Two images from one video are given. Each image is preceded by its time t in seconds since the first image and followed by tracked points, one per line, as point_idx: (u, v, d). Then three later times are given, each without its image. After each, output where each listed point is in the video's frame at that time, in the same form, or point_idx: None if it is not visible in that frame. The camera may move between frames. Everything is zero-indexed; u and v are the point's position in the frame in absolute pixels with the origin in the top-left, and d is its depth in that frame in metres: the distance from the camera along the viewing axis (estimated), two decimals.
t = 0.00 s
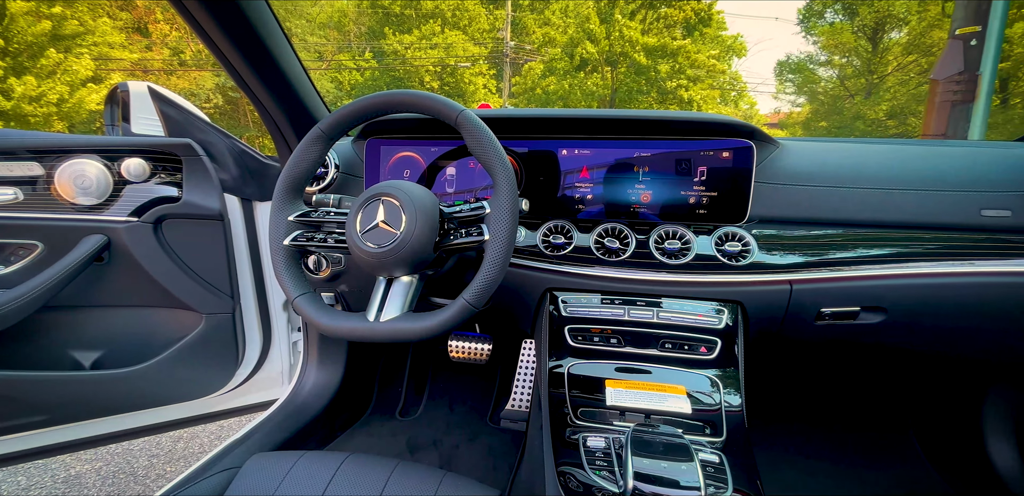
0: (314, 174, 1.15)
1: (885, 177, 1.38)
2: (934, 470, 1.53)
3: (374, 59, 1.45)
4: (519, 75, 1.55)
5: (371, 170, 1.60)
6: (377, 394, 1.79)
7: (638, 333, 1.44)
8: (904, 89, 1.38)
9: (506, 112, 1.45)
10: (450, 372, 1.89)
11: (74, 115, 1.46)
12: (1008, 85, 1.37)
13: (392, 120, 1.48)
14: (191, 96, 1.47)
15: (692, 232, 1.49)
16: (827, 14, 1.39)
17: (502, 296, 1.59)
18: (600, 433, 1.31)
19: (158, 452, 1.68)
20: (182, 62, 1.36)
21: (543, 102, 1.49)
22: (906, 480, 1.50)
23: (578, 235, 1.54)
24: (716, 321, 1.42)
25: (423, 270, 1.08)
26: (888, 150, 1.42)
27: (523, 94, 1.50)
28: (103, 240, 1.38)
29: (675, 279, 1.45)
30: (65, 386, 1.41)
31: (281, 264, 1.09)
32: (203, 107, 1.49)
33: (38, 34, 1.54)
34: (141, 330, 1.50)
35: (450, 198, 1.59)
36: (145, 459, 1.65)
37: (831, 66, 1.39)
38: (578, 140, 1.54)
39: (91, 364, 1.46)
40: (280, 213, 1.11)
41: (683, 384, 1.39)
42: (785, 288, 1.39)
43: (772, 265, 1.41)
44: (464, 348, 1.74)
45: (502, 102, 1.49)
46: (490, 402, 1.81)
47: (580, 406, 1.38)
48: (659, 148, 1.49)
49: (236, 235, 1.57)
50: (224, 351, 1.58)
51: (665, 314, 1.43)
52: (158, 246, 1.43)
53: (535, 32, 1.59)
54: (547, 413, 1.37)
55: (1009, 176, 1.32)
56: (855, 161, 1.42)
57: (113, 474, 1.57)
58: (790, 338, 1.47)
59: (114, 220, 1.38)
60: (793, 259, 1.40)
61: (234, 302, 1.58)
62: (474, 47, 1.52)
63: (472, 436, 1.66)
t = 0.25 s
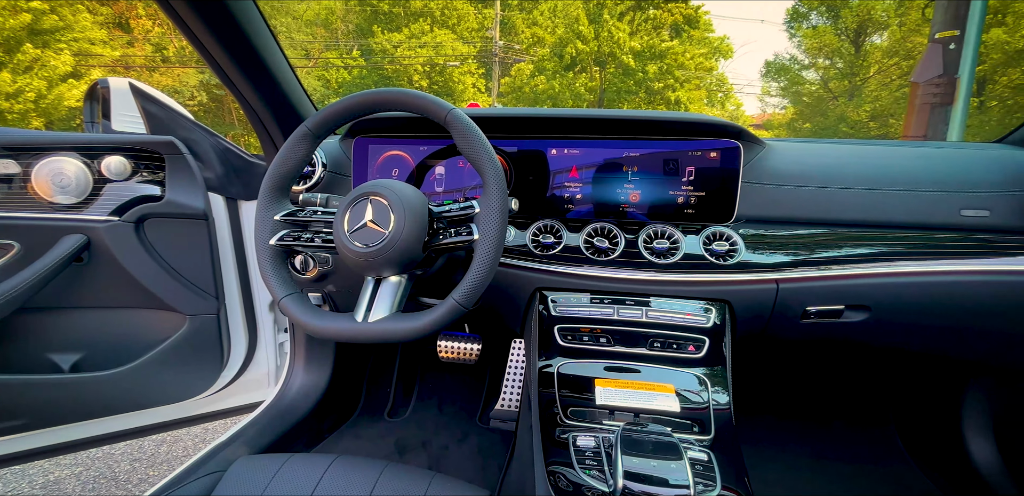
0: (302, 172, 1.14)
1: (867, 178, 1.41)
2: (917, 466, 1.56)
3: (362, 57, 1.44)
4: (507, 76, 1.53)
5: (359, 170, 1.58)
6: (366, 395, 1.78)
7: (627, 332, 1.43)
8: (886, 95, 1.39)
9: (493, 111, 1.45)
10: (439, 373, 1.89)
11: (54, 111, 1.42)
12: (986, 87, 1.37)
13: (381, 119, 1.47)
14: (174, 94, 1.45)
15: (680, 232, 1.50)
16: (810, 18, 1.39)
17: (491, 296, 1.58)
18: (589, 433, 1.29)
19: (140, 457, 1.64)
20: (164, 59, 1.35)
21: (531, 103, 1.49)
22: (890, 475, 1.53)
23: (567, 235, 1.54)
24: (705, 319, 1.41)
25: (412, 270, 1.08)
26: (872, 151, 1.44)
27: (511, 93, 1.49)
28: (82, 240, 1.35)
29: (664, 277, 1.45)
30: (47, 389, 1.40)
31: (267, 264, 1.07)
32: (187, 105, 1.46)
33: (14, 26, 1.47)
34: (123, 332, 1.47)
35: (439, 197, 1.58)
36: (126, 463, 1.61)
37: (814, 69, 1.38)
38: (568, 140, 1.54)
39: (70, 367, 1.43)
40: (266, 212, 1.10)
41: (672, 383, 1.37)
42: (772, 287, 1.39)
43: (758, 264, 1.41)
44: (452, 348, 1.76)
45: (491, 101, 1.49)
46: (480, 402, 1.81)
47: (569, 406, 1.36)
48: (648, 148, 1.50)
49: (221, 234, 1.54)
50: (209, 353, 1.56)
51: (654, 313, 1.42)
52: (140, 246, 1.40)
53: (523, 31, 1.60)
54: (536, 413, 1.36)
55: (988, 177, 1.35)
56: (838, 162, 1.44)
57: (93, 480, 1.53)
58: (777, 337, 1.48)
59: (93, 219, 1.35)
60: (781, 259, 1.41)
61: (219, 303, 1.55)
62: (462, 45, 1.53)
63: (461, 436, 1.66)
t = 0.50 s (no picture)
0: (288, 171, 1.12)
1: (849, 178, 1.43)
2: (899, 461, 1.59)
3: (349, 55, 1.42)
4: (497, 76, 1.52)
5: (347, 168, 1.56)
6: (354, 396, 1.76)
7: (616, 331, 1.43)
8: (869, 95, 1.41)
9: (484, 111, 1.48)
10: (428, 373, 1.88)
11: (30, 108, 1.36)
12: (965, 90, 1.41)
13: (368, 118, 1.45)
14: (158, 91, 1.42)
15: (669, 231, 1.51)
16: (793, 23, 1.40)
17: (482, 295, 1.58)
18: (579, 432, 1.28)
19: (122, 461, 1.60)
20: (146, 55, 1.32)
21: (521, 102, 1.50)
22: (874, 471, 1.55)
23: (557, 234, 1.55)
24: (693, 318, 1.42)
25: (400, 270, 1.07)
26: (855, 152, 1.47)
27: (500, 90, 1.51)
28: (60, 240, 1.32)
29: (653, 276, 1.46)
30: (24, 393, 1.37)
31: (253, 264, 1.05)
32: (170, 102, 1.43)
33: None
34: (103, 334, 1.44)
35: (427, 197, 1.57)
36: (108, 468, 1.58)
37: (801, 71, 1.39)
38: (557, 139, 1.54)
39: (47, 370, 1.40)
40: (251, 211, 1.08)
41: (660, 382, 1.37)
42: (758, 286, 1.40)
43: (745, 263, 1.43)
44: (441, 348, 1.77)
45: (480, 100, 1.52)
46: (469, 402, 1.80)
47: (559, 405, 1.35)
48: (637, 148, 1.51)
49: (205, 234, 1.52)
50: (192, 355, 1.53)
51: (642, 312, 1.42)
52: (121, 246, 1.37)
53: (513, 31, 1.52)
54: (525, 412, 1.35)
55: (967, 177, 1.38)
56: (823, 163, 1.47)
57: (72, 486, 1.49)
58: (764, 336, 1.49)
59: (73, 219, 1.32)
60: (765, 257, 1.43)
61: (203, 304, 1.52)
62: (450, 45, 1.52)
63: (450, 436, 1.65)
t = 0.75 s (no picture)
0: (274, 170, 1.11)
1: (833, 178, 1.46)
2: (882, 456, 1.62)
3: (337, 53, 1.40)
4: (486, 74, 1.52)
5: (334, 168, 1.55)
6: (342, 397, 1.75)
7: (605, 331, 1.44)
8: (851, 95, 1.43)
9: (475, 109, 1.48)
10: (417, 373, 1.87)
11: (8, 105, 1.29)
12: (943, 92, 1.41)
13: (356, 116, 1.44)
14: (141, 88, 1.39)
15: (657, 231, 1.52)
16: (778, 25, 1.43)
17: (472, 296, 1.57)
18: (569, 432, 1.27)
19: (102, 465, 1.56)
20: (127, 51, 1.30)
21: (511, 101, 1.50)
22: (858, 466, 1.57)
23: (546, 234, 1.55)
24: (681, 317, 1.43)
25: (388, 270, 1.06)
26: (839, 153, 1.49)
27: (489, 89, 1.51)
28: (38, 240, 1.28)
29: (640, 275, 1.47)
30: None
31: (238, 264, 1.04)
32: (153, 99, 1.41)
33: None
34: (83, 336, 1.41)
35: (416, 196, 1.56)
36: (87, 472, 1.54)
37: (783, 73, 1.41)
38: (546, 139, 1.55)
39: (24, 373, 1.37)
40: (236, 211, 1.06)
41: (649, 381, 1.38)
42: (745, 285, 1.42)
43: (732, 263, 1.44)
44: (430, 348, 1.74)
45: (469, 99, 1.51)
46: (458, 402, 1.79)
47: (549, 405, 1.34)
48: (625, 148, 1.52)
49: (188, 234, 1.49)
50: (176, 357, 1.50)
51: (631, 311, 1.43)
52: (101, 246, 1.34)
53: (501, 29, 1.52)
54: (514, 412, 1.33)
55: (946, 178, 1.41)
56: (808, 163, 1.49)
57: (49, 491, 1.45)
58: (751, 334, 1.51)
59: (51, 218, 1.29)
60: (752, 257, 1.44)
61: (187, 305, 1.50)
62: (437, 43, 1.49)
63: (439, 437, 1.64)
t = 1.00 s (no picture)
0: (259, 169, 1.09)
1: (818, 178, 1.48)
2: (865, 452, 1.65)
3: (324, 51, 1.39)
4: (475, 72, 1.52)
5: (321, 167, 1.53)
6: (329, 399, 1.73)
7: (594, 330, 1.44)
8: (835, 98, 1.45)
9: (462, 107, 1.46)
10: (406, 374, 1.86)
11: None
12: (922, 94, 1.44)
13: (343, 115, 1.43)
14: (122, 85, 1.35)
15: (646, 231, 1.53)
16: (762, 29, 1.44)
17: (461, 296, 1.57)
18: (558, 431, 1.27)
19: (81, 470, 1.50)
20: (108, 47, 1.26)
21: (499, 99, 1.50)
22: (843, 462, 1.59)
23: (536, 233, 1.55)
24: (669, 316, 1.44)
25: (377, 270, 1.05)
26: (822, 154, 1.52)
27: (478, 88, 1.50)
28: (14, 240, 1.25)
29: (630, 275, 1.47)
30: None
31: (222, 265, 1.02)
32: (135, 96, 1.37)
33: None
34: (63, 338, 1.38)
35: (404, 196, 1.55)
36: (66, 478, 1.48)
37: (767, 75, 1.42)
38: (535, 138, 1.54)
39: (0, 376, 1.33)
40: (220, 210, 1.04)
41: (638, 379, 1.38)
42: (732, 284, 1.43)
43: (719, 262, 1.45)
44: (419, 349, 1.73)
45: (458, 98, 1.49)
46: (447, 403, 1.79)
47: (539, 405, 1.34)
48: (614, 148, 1.53)
49: (171, 234, 1.46)
50: (159, 359, 1.48)
51: (620, 311, 1.44)
52: (80, 246, 1.31)
53: (491, 29, 1.55)
54: (504, 412, 1.33)
55: (927, 179, 1.44)
56: (793, 164, 1.51)
57: None
58: (739, 333, 1.52)
59: (29, 217, 1.26)
60: (740, 256, 1.45)
61: (169, 306, 1.47)
62: (426, 43, 1.49)
63: (428, 438, 1.63)
